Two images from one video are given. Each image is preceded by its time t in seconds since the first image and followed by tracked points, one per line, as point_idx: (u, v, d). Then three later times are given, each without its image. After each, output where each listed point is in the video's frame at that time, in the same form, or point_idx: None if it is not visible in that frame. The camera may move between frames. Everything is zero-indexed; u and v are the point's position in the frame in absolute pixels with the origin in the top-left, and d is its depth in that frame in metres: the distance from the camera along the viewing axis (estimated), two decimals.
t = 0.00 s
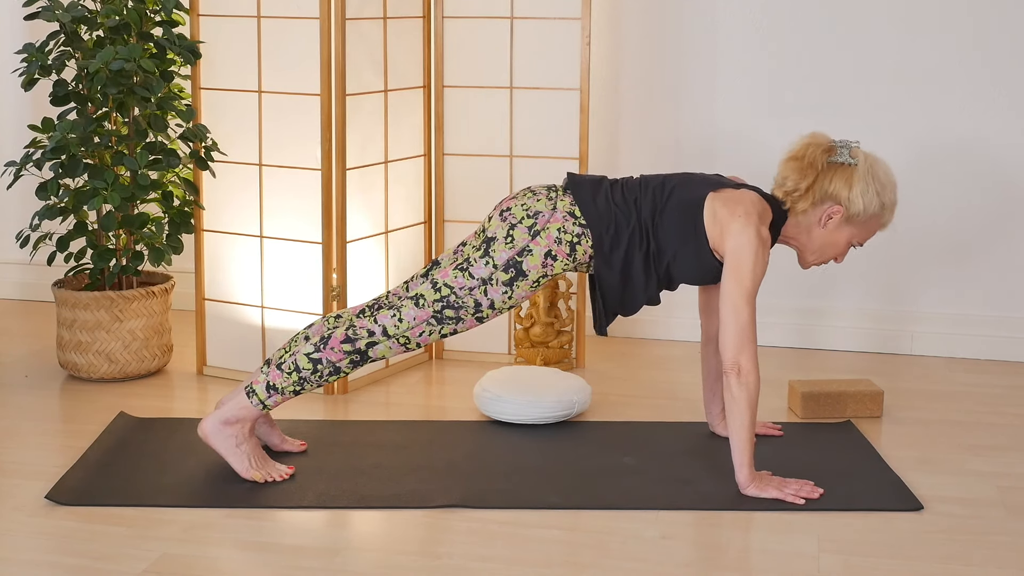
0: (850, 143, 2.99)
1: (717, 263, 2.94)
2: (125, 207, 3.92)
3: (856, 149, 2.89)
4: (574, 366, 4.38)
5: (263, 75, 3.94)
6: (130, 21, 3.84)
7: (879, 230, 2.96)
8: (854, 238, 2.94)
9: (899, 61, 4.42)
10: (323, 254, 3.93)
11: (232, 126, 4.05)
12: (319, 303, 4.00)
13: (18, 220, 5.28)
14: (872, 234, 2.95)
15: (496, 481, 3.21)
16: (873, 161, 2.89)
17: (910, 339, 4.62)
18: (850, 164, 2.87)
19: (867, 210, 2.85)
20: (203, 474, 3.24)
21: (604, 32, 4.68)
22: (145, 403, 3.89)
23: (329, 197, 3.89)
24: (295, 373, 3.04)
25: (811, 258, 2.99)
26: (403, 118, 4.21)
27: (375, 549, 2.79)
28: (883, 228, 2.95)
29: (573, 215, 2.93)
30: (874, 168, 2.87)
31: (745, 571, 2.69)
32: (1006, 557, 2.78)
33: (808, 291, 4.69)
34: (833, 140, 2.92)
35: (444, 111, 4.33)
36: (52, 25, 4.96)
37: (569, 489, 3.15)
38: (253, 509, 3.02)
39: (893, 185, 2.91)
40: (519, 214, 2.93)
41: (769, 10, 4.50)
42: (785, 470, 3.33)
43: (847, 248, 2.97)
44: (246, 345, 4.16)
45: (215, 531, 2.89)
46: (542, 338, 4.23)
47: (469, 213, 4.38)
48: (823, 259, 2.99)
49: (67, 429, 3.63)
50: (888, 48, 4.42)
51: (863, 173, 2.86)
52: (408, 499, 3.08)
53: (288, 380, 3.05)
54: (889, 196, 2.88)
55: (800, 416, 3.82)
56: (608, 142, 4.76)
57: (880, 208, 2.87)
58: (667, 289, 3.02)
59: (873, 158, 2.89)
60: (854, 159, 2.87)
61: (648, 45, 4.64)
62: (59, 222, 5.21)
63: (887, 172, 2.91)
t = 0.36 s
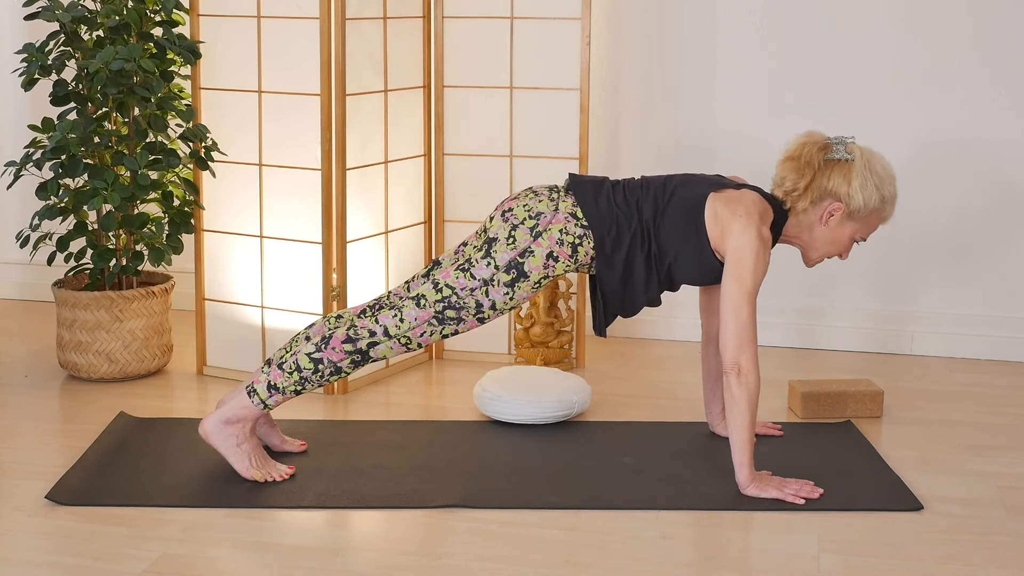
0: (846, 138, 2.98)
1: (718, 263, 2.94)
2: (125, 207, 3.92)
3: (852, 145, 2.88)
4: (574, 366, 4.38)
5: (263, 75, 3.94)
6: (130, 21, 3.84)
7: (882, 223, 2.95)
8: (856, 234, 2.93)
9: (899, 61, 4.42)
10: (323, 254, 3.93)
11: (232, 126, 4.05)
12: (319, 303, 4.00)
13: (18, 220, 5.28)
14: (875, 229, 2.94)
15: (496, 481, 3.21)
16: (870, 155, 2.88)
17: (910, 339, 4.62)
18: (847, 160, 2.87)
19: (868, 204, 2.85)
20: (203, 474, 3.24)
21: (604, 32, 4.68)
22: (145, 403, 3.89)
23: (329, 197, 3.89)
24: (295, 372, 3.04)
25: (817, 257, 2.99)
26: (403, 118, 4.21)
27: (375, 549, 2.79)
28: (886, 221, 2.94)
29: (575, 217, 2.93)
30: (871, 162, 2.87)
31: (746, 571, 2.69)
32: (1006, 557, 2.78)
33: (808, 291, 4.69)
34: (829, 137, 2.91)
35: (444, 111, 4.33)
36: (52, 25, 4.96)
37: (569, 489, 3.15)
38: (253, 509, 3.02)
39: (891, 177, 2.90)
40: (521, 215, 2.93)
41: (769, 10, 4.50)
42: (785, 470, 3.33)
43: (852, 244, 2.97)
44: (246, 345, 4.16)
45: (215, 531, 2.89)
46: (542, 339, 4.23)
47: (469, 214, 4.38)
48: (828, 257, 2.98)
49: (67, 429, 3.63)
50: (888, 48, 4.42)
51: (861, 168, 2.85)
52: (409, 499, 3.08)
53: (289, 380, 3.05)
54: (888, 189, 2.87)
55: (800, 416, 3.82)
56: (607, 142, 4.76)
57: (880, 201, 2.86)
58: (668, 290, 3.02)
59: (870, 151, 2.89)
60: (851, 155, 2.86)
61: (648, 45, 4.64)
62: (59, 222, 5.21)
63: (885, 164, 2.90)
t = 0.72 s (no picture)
0: (849, 138, 2.97)
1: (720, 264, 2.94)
2: (125, 207, 3.92)
3: (854, 145, 2.88)
4: (574, 366, 4.38)
5: (263, 75, 3.94)
6: (130, 22, 3.84)
7: (883, 223, 2.95)
8: (858, 234, 2.93)
9: (899, 61, 4.42)
10: (323, 254, 3.93)
11: (232, 126, 4.05)
12: (319, 303, 3.99)
13: (18, 220, 5.28)
14: (877, 229, 2.93)
15: (496, 481, 3.21)
16: (872, 155, 2.87)
17: (910, 339, 4.62)
18: (849, 160, 2.86)
19: (869, 205, 2.84)
20: (203, 474, 3.24)
21: (604, 32, 4.68)
22: (145, 403, 3.89)
23: (329, 197, 3.89)
24: (296, 372, 3.04)
25: (818, 257, 2.99)
26: (403, 118, 4.21)
27: (375, 549, 2.80)
28: (888, 222, 2.93)
29: (577, 217, 2.93)
30: (873, 162, 2.86)
31: (745, 571, 2.69)
32: (1006, 557, 2.78)
33: (808, 291, 4.69)
34: (831, 137, 2.91)
35: (444, 111, 4.33)
36: (52, 25, 4.96)
37: (569, 489, 3.15)
38: (253, 509, 3.02)
39: (894, 178, 2.90)
40: (523, 214, 2.93)
41: (769, 10, 4.50)
42: (785, 470, 3.33)
43: (853, 244, 2.96)
44: (246, 345, 4.16)
45: (215, 531, 2.89)
46: (542, 339, 4.23)
47: (469, 214, 4.38)
48: (830, 257, 2.98)
49: (67, 429, 3.63)
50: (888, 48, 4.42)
51: (862, 168, 2.84)
52: (409, 499, 3.08)
53: (290, 379, 3.06)
54: (890, 189, 2.87)
55: (800, 416, 3.82)
56: (607, 142, 4.76)
57: (881, 202, 2.86)
58: (669, 291, 3.02)
59: (872, 152, 2.88)
60: (852, 155, 2.86)
61: (648, 45, 4.64)
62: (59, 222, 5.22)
63: (887, 165, 2.89)
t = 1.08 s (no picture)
0: (853, 139, 2.97)
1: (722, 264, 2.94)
2: (125, 207, 3.92)
3: (856, 146, 2.88)
4: (574, 366, 4.38)
5: (263, 75, 3.94)
6: (130, 22, 3.84)
7: (885, 224, 2.94)
8: (859, 235, 2.93)
9: (899, 61, 4.42)
10: (323, 254, 3.93)
11: (232, 126, 4.05)
12: (319, 303, 3.99)
13: (18, 220, 5.28)
14: (878, 229, 2.93)
15: (496, 481, 3.21)
16: (874, 156, 2.87)
17: (910, 339, 4.62)
18: (851, 161, 2.86)
19: (870, 206, 2.84)
20: (204, 474, 3.24)
21: (604, 32, 4.68)
22: (145, 403, 3.89)
23: (329, 197, 3.89)
24: (297, 372, 3.04)
25: (819, 256, 2.99)
26: (403, 118, 4.21)
27: (375, 549, 2.79)
28: (890, 223, 2.93)
29: (578, 217, 2.93)
30: (875, 163, 2.86)
31: (746, 571, 2.69)
32: (1006, 557, 2.78)
33: (808, 291, 4.69)
34: (834, 138, 2.91)
35: (444, 111, 4.33)
36: (52, 24, 4.96)
37: (569, 489, 3.15)
38: (253, 509, 3.02)
39: (896, 179, 2.89)
40: (525, 215, 2.93)
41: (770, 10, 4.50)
42: (785, 470, 3.33)
43: (854, 244, 2.96)
44: (246, 345, 4.16)
45: (216, 531, 2.89)
46: (542, 339, 4.23)
47: (470, 215, 4.38)
48: (831, 257, 2.98)
49: (67, 429, 3.63)
50: (888, 47, 4.42)
51: (864, 169, 2.84)
52: (409, 499, 3.08)
53: (291, 379, 3.05)
54: (892, 190, 2.86)
55: (800, 416, 3.83)
56: (607, 142, 4.76)
57: (883, 203, 2.86)
58: (670, 291, 3.02)
59: (875, 153, 2.88)
60: (854, 156, 2.85)
61: (648, 45, 4.64)
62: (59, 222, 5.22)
63: (890, 166, 2.89)
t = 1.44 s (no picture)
0: (853, 140, 2.97)
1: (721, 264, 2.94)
2: (125, 207, 3.92)
3: (856, 147, 2.88)
4: (574, 366, 4.38)
5: (263, 75, 3.94)
6: (130, 22, 3.84)
7: (884, 226, 2.95)
8: (858, 236, 2.93)
9: (899, 61, 4.42)
10: (323, 254, 3.93)
11: (232, 126, 4.05)
12: (319, 303, 4.00)
13: (18, 220, 5.28)
14: (877, 231, 2.93)
15: (496, 481, 3.21)
16: (874, 157, 2.87)
17: (910, 339, 4.62)
18: (851, 162, 2.86)
19: (870, 207, 2.84)
20: (203, 474, 3.23)
21: (604, 32, 4.68)
22: (145, 403, 3.89)
23: (329, 197, 3.89)
24: (297, 372, 3.04)
25: (818, 257, 2.99)
26: (403, 118, 4.21)
27: (375, 550, 2.79)
28: (888, 224, 2.93)
29: (578, 217, 2.93)
30: (875, 164, 2.86)
31: (746, 571, 2.69)
32: (1007, 557, 2.78)
33: (808, 291, 4.69)
34: (834, 139, 2.91)
35: (444, 111, 4.33)
36: (52, 24, 4.96)
37: (569, 489, 3.15)
38: (253, 509, 3.02)
39: (895, 180, 2.89)
40: (524, 214, 2.92)
41: (770, 9, 4.50)
42: (785, 470, 3.33)
43: (853, 245, 2.96)
44: (246, 345, 4.16)
45: (216, 531, 2.89)
46: (542, 339, 4.23)
47: (470, 215, 4.38)
48: (829, 258, 2.98)
49: (67, 429, 3.63)
50: (889, 47, 4.42)
51: (864, 170, 2.84)
52: (409, 499, 3.08)
53: (291, 379, 3.06)
54: (891, 192, 2.87)
55: (800, 416, 3.83)
56: (607, 141, 4.76)
57: (882, 205, 2.86)
58: (669, 291, 3.02)
59: (875, 154, 2.88)
60: (854, 157, 2.85)
61: (648, 45, 4.64)
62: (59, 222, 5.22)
63: (889, 167, 2.89)
